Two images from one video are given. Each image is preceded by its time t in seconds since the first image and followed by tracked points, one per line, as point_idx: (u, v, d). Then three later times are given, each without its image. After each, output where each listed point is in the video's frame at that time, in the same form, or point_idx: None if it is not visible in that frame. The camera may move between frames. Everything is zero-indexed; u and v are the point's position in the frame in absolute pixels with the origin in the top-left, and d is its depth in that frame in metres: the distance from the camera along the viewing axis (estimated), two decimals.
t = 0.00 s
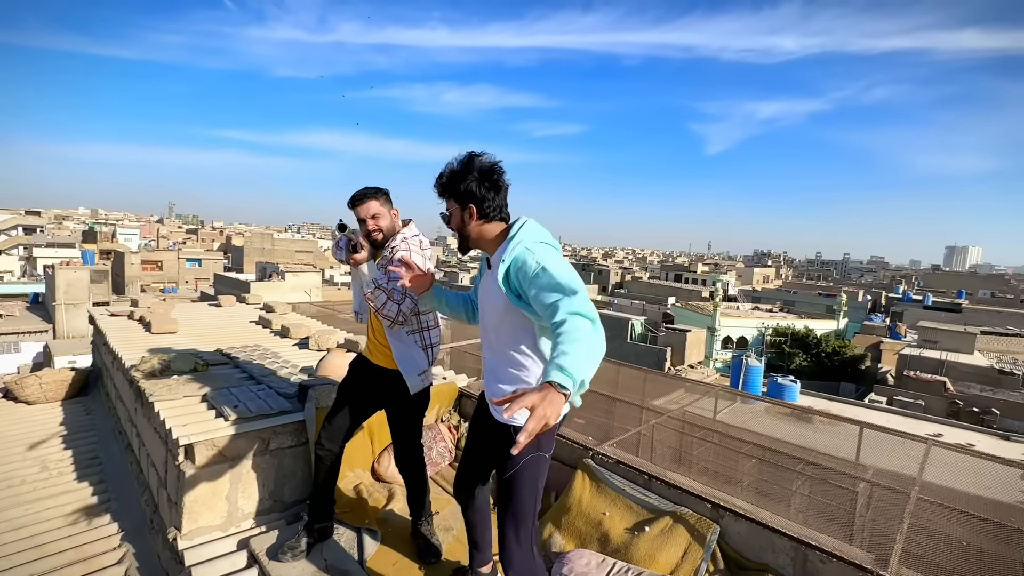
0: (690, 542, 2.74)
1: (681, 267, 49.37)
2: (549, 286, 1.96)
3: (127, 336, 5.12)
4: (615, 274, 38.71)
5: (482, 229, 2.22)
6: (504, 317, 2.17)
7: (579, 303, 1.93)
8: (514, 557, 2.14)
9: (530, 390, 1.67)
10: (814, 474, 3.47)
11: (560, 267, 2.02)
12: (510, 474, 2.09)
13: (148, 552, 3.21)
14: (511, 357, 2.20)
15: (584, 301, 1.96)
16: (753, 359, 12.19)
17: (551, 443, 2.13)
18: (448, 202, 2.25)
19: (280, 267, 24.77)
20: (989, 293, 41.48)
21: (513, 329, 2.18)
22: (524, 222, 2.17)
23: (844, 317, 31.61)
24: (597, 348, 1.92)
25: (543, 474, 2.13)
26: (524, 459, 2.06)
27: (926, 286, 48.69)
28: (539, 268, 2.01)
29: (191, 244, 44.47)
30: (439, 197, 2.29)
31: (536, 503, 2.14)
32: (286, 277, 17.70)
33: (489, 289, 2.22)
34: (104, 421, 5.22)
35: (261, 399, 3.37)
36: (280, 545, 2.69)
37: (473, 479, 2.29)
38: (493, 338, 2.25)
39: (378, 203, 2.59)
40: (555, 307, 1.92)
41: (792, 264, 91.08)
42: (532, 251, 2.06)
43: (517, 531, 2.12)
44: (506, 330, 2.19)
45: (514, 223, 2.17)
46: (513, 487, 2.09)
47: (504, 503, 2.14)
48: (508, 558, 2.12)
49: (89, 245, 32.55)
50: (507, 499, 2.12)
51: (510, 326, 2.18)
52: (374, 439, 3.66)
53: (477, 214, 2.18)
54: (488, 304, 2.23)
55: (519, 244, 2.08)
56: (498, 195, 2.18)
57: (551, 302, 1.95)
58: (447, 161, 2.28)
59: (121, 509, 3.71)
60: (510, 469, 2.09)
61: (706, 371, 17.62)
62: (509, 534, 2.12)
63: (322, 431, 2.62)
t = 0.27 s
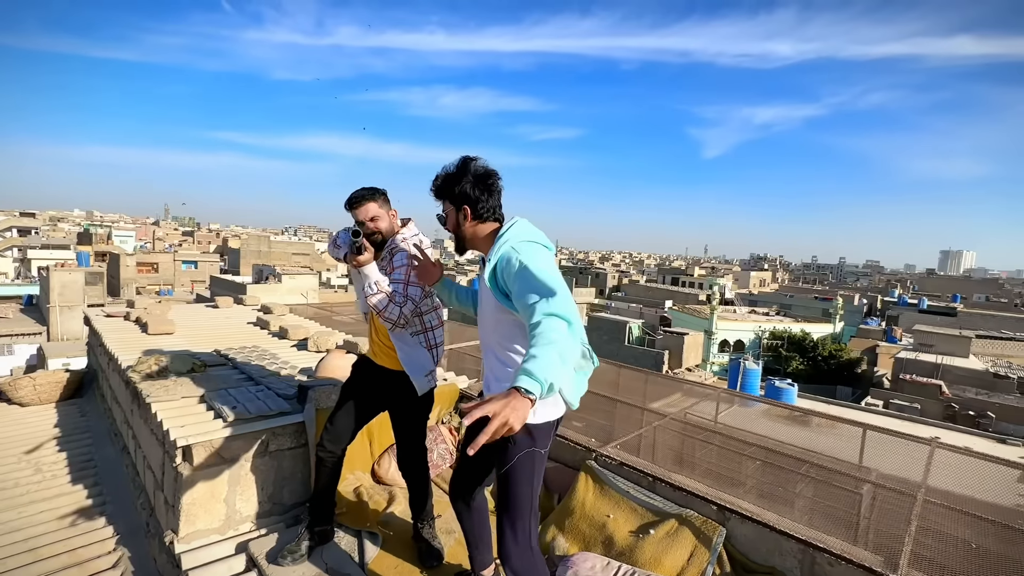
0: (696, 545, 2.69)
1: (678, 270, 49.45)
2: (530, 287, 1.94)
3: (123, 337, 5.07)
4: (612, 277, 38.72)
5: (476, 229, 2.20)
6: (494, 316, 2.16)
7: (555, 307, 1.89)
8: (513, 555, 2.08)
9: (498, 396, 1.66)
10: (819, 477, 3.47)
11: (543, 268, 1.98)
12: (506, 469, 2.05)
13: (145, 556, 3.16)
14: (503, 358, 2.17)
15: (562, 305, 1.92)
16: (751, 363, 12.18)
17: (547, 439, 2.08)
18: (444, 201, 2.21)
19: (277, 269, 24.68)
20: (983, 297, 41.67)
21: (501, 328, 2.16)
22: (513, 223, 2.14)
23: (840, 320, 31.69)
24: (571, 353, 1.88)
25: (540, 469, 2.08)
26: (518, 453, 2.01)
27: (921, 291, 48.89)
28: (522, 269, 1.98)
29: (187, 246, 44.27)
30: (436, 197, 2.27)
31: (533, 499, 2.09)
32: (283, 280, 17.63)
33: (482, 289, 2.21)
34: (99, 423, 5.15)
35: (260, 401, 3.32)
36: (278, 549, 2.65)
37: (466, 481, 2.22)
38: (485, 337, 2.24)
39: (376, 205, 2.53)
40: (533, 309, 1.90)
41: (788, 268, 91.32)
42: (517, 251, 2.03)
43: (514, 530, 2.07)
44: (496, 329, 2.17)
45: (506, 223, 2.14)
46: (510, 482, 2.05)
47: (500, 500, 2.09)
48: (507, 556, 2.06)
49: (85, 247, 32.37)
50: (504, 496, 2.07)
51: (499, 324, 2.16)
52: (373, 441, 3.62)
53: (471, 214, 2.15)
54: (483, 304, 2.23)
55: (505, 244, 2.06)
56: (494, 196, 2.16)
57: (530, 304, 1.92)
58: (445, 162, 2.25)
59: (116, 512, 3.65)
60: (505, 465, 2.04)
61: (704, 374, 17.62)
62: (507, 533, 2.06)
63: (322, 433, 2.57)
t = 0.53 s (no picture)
0: (706, 547, 2.67)
1: (675, 274, 49.54)
2: (530, 283, 1.91)
3: (122, 338, 5.02)
4: (609, 281, 38.73)
5: (479, 229, 2.17)
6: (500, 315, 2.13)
7: (555, 299, 1.86)
8: (525, 549, 2.05)
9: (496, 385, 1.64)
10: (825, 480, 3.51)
11: (544, 265, 1.95)
12: (513, 463, 2.02)
13: (145, 559, 3.11)
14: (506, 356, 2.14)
15: (562, 298, 1.87)
16: (749, 366, 12.19)
17: (553, 431, 2.06)
18: (447, 199, 2.15)
19: (273, 272, 24.59)
20: (978, 302, 41.86)
21: (507, 325, 2.12)
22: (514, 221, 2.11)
23: (837, 324, 31.75)
24: (570, 346, 1.84)
25: (547, 461, 2.06)
26: (525, 446, 2.00)
27: (915, 295, 49.09)
28: (523, 266, 1.95)
29: (183, 249, 44.09)
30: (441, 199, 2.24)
31: (542, 493, 2.06)
32: (280, 282, 17.57)
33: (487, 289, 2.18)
34: (97, 425, 5.10)
35: (263, 402, 3.28)
36: (283, 551, 2.60)
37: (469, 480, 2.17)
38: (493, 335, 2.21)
39: (387, 206, 2.53)
40: (532, 303, 1.86)
41: (784, 272, 91.59)
42: (518, 250, 2.00)
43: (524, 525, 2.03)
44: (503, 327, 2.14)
45: (509, 222, 2.11)
46: (517, 476, 2.02)
47: (508, 495, 2.05)
48: (519, 551, 2.02)
49: (80, 249, 32.20)
50: (512, 490, 2.04)
51: (505, 323, 2.13)
52: (377, 442, 3.58)
53: (477, 213, 2.12)
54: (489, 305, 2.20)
55: (506, 243, 2.03)
56: (495, 193, 2.11)
57: (530, 299, 1.89)
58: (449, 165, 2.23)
59: (115, 515, 3.60)
60: (511, 459, 2.02)
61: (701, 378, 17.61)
62: (517, 527, 2.03)
63: (328, 435, 2.53)
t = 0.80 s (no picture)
0: (715, 549, 2.66)
1: (672, 277, 49.61)
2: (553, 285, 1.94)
3: (125, 340, 4.99)
4: (607, 284, 38.78)
5: (499, 233, 2.14)
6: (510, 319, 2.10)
7: (575, 299, 1.90)
8: (543, 543, 2.05)
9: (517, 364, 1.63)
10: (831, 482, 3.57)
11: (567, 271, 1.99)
12: (528, 459, 2.02)
13: (151, 563, 3.09)
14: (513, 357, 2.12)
15: (583, 303, 1.91)
16: (748, 369, 12.20)
17: (568, 425, 2.07)
18: (475, 196, 2.07)
19: (271, 275, 24.54)
20: (973, 306, 42.02)
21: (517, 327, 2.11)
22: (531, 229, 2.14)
23: (834, 328, 31.81)
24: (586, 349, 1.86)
25: (563, 456, 2.07)
26: (542, 442, 2.00)
27: (911, 299, 49.27)
28: (547, 271, 1.98)
29: (179, 251, 43.95)
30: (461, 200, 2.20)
31: (560, 489, 2.06)
32: (278, 285, 17.52)
33: (498, 289, 2.15)
34: (99, 427, 5.07)
35: (270, 404, 3.26)
36: (292, 554, 2.59)
37: (482, 476, 2.18)
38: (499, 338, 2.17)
39: (401, 210, 2.52)
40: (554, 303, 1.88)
41: (780, 276, 91.83)
42: (541, 256, 2.04)
43: (544, 522, 2.03)
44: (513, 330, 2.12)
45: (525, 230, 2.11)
46: (533, 471, 2.02)
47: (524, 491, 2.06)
48: (539, 546, 2.03)
49: (76, 251, 32.05)
50: (528, 485, 2.04)
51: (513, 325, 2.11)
52: (385, 446, 3.58)
53: (500, 218, 2.11)
54: (496, 307, 2.17)
55: (528, 247, 2.05)
56: (516, 198, 2.12)
57: (551, 300, 1.92)
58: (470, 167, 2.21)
59: (120, 517, 3.58)
60: (529, 455, 2.02)
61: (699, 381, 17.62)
62: (537, 524, 2.03)
63: (339, 434, 2.58)
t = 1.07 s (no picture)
0: (725, 552, 2.64)
1: (670, 281, 49.63)
2: (572, 286, 1.99)
3: (127, 343, 4.97)
4: (605, 288, 38.81)
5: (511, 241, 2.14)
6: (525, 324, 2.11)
7: (595, 298, 1.98)
8: (553, 539, 2.01)
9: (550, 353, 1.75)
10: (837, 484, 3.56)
11: (584, 272, 2.06)
12: (542, 451, 2.02)
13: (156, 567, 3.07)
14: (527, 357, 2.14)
15: (603, 302, 2.00)
16: (747, 373, 12.19)
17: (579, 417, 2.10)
18: (490, 204, 2.04)
19: (269, 279, 24.50)
20: (970, 310, 42.12)
21: (529, 331, 2.11)
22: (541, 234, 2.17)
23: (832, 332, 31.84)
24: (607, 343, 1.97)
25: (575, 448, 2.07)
26: (557, 433, 2.00)
27: (909, 303, 49.39)
28: (566, 273, 2.03)
29: (177, 255, 43.89)
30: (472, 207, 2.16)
31: (572, 483, 2.06)
32: (277, 289, 17.47)
33: (510, 294, 2.14)
34: (101, 431, 5.05)
35: (276, 407, 3.25)
36: (299, 558, 2.58)
37: (494, 471, 2.17)
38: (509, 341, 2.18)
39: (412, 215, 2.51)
40: (577, 303, 1.94)
41: (778, 280, 91.99)
42: (558, 260, 2.08)
43: (555, 513, 2.00)
44: (525, 334, 2.13)
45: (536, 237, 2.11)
46: (547, 462, 2.01)
47: (536, 483, 2.04)
48: (549, 539, 1.99)
49: (74, 255, 31.94)
50: (540, 478, 2.03)
51: (525, 328, 2.12)
52: (392, 450, 3.56)
53: (513, 226, 2.11)
54: (506, 312, 2.16)
55: (545, 252, 2.08)
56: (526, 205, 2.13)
57: (572, 299, 1.97)
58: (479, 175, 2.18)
59: (124, 521, 3.56)
60: (543, 445, 2.02)
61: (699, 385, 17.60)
62: (548, 515, 2.00)
63: (347, 440, 2.53)
